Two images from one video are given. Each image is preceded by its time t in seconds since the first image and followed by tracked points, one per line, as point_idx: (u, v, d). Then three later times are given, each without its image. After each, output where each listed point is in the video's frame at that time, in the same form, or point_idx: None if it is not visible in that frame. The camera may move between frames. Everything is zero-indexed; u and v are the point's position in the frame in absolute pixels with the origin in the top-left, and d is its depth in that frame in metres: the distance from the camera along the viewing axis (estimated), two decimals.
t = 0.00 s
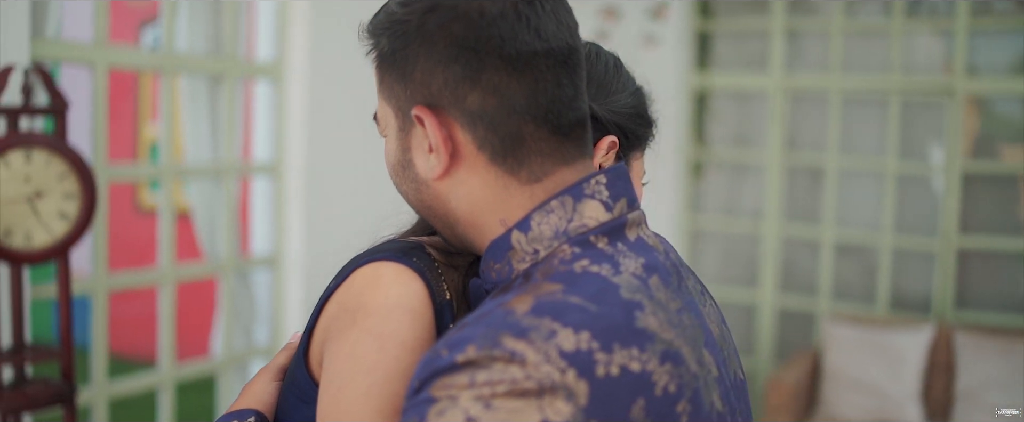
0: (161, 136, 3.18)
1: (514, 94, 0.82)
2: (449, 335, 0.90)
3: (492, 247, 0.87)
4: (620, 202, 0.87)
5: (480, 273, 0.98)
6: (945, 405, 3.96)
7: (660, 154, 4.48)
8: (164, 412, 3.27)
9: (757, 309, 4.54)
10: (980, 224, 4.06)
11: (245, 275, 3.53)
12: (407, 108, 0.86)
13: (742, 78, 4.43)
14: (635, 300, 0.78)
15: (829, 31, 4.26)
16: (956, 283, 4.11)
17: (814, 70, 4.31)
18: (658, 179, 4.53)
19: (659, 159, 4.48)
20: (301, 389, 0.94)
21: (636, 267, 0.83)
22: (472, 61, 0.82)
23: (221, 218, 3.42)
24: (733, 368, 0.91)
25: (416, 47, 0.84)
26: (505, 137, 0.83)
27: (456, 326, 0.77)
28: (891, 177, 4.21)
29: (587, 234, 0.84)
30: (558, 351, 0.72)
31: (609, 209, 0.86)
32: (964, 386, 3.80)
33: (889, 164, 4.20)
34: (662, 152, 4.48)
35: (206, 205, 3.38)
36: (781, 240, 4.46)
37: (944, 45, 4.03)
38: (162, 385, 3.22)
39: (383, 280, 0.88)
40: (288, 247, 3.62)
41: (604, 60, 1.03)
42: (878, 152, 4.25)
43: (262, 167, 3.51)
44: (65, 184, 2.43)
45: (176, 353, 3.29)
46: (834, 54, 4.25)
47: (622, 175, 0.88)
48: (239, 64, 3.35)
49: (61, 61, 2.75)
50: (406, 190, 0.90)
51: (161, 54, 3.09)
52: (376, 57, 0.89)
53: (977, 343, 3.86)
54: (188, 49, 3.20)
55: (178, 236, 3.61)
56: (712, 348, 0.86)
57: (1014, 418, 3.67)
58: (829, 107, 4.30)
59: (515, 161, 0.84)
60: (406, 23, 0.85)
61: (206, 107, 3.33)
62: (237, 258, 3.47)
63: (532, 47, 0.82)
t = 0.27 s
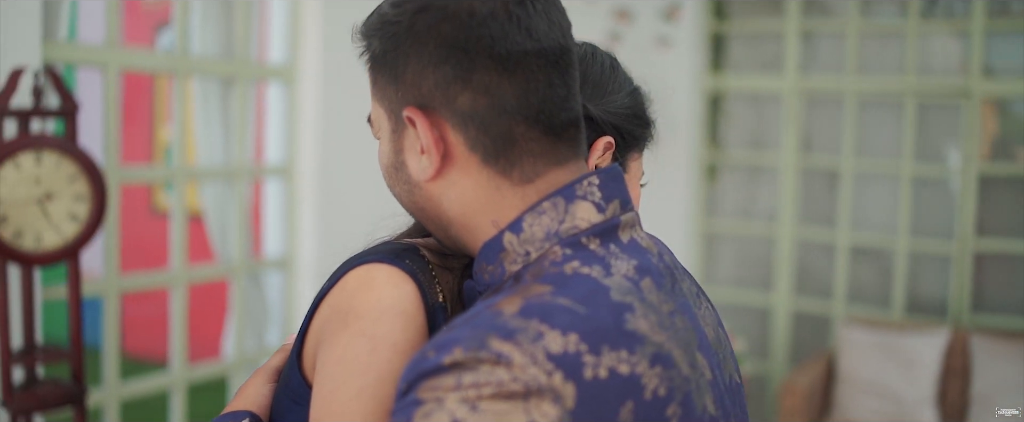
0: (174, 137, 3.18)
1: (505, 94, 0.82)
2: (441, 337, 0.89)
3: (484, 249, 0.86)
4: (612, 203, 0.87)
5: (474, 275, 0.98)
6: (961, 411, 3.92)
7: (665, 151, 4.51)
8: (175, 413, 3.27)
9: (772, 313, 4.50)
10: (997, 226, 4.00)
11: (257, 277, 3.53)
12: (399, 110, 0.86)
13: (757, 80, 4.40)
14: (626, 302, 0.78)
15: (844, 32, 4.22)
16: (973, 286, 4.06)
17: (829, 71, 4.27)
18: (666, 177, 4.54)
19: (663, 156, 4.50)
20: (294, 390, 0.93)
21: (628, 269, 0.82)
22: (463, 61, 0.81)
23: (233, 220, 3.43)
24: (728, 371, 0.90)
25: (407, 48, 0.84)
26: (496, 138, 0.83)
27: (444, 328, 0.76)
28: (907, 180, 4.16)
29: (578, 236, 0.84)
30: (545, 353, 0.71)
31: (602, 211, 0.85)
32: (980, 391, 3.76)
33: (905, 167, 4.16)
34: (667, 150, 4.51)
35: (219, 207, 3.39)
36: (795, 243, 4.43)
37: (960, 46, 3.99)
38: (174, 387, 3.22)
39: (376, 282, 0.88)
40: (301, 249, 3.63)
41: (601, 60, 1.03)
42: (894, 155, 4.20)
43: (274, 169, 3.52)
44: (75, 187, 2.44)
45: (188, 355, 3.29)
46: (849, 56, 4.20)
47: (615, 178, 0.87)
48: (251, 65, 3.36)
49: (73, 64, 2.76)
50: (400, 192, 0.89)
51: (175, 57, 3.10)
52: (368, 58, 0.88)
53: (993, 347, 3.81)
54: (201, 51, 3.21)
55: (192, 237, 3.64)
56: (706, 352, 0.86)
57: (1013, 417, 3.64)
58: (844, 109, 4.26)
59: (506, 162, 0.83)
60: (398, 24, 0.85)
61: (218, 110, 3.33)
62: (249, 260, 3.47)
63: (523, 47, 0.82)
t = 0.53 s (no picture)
0: (190, 139, 3.19)
1: (496, 95, 0.81)
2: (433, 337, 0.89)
3: (476, 250, 0.86)
4: (605, 204, 0.86)
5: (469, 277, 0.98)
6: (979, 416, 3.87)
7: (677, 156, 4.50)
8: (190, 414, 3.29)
9: (789, 316, 4.47)
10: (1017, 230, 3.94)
11: (272, 279, 3.54)
12: (391, 111, 0.85)
13: (774, 82, 4.36)
14: (616, 304, 0.77)
15: (861, 33, 4.17)
16: (992, 290, 4.00)
17: (847, 74, 4.23)
18: (681, 181, 4.53)
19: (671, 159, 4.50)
20: (289, 391, 0.93)
21: (620, 270, 0.81)
22: (453, 62, 0.81)
23: (247, 222, 3.43)
24: (724, 373, 0.90)
25: (399, 48, 0.84)
26: (488, 138, 0.82)
27: (432, 329, 0.75)
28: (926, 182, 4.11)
29: (570, 237, 0.83)
30: (531, 355, 0.71)
31: (594, 211, 0.85)
32: (998, 396, 3.71)
33: (923, 170, 4.10)
34: (681, 154, 4.50)
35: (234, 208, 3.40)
36: (813, 246, 4.39)
37: (979, 48, 3.94)
38: (188, 389, 3.24)
39: (368, 283, 0.87)
40: (315, 250, 3.63)
41: (598, 61, 1.02)
42: (912, 158, 4.15)
43: (289, 172, 3.52)
44: (88, 189, 2.46)
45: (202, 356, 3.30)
46: (867, 58, 4.16)
47: (607, 178, 0.87)
48: (266, 68, 3.36)
49: (87, 67, 2.77)
50: (393, 194, 0.89)
51: (189, 59, 3.11)
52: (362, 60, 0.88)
53: (1012, 352, 3.76)
54: (216, 54, 3.22)
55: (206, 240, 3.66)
56: (700, 354, 0.85)
57: (1013, 417, 3.67)
58: (862, 112, 4.22)
59: (498, 163, 0.83)
60: (389, 26, 0.84)
61: (233, 112, 3.34)
62: (264, 262, 3.47)
63: (513, 47, 0.81)
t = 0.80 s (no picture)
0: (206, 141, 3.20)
1: (490, 96, 0.81)
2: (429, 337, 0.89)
3: (471, 250, 0.85)
4: (599, 205, 0.86)
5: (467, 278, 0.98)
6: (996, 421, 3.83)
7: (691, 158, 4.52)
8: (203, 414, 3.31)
9: (806, 319, 4.44)
10: None
11: (286, 280, 3.55)
12: (386, 112, 0.85)
13: (792, 84, 4.33)
14: (608, 305, 0.77)
15: (878, 35, 4.13)
16: (1010, 293, 3.94)
17: (864, 75, 4.19)
18: (696, 182, 4.55)
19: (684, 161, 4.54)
20: (285, 391, 0.93)
21: (613, 271, 0.81)
22: (446, 62, 0.81)
23: (261, 223, 3.45)
24: (720, 375, 0.89)
25: (393, 50, 0.83)
26: (482, 139, 0.82)
27: (423, 330, 0.75)
28: (943, 184, 4.07)
29: (563, 237, 0.83)
30: (520, 356, 0.71)
31: (588, 212, 0.85)
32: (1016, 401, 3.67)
33: (941, 173, 4.06)
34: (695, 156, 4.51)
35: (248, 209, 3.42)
36: (829, 248, 4.36)
37: (998, 49, 3.89)
38: (202, 390, 3.25)
39: (364, 283, 0.87)
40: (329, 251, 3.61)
41: (597, 60, 1.02)
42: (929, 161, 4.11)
43: (303, 173, 3.52)
44: (101, 190, 2.47)
45: (216, 357, 3.32)
46: (884, 59, 4.12)
47: (602, 178, 0.87)
48: (280, 69, 3.38)
49: (100, 70, 2.78)
50: (389, 195, 0.89)
51: (203, 61, 3.12)
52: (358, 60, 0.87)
53: None
54: (229, 57, 3.22)
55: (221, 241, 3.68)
56: (696, 356, 0.84)
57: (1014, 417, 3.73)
58: (879, 113, 4.18)
59: (492, 163, 0.83)
60: (384, 27, 0.84)
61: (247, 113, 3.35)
62: (278, 263, 3.48)
63: (507, 47, 0.81)
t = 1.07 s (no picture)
0: (224, 142, 3.21)
1: (484, 97, 0.81)
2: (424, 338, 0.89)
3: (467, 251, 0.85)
4: (595, 206, 0.86)
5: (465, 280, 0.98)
6: None
7: (712, 161, 4.50)
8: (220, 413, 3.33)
9: (827, 322, 4.41)
10: None
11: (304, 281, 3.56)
12: (382, 113, 0.84)
13: (813, 87, 4.30)
14: (600, 306, 0.76)
15: (901, 37, 4.09)
16: None
17: (886, 77, 4.15)
18: (717, 185, 4.52)
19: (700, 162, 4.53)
20: (282, 392, 0.93)
21: (607, 273, 0.80)
22: (440, 62, 0.80)
23: (279, 224, 3.46)
24: (719, 379, 0.89)
25: (388, 50, 0.83)
26: (476, 140, 0.81)
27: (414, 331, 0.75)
28: (967, 186, 4.03)
29: (557, 238, 0.83)
30: (507, 357, 0.70)
31: (582, 213, 0.84)
32: None
33: (963, 175, 4.02)
34: (716, 159, 4.49)
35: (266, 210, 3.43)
36: (852, 252, 4.32)
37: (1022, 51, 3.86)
38: (218, 389, 3.27)
39: (360, 284, 0.87)
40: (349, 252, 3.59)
41: (598, 62, 1.01)
42: (952, 164, 4.07)
43: (321, 175, 3.52)
44: (117, 192, 2.48)
45: (233, 357, 3.34)
46: (907, 61, 4.08)
47: (596, 180, 0.86)
48: (300, 70, 3.39)
49: (118, 71, 2.80)
50: (386, 196, 0.89)
51: (221, 63, 3.13)
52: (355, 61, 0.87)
53: None
54: (247, 59, 3.24)
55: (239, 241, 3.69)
56: (691, 358, 0.84)
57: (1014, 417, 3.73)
58: (902, 115, 4.14)
59: (487, 164, 0.82)
60: (379, 27, 0.84)
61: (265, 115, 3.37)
62: (296, 264, 3.49)
63: (501, 47, 0.81)
